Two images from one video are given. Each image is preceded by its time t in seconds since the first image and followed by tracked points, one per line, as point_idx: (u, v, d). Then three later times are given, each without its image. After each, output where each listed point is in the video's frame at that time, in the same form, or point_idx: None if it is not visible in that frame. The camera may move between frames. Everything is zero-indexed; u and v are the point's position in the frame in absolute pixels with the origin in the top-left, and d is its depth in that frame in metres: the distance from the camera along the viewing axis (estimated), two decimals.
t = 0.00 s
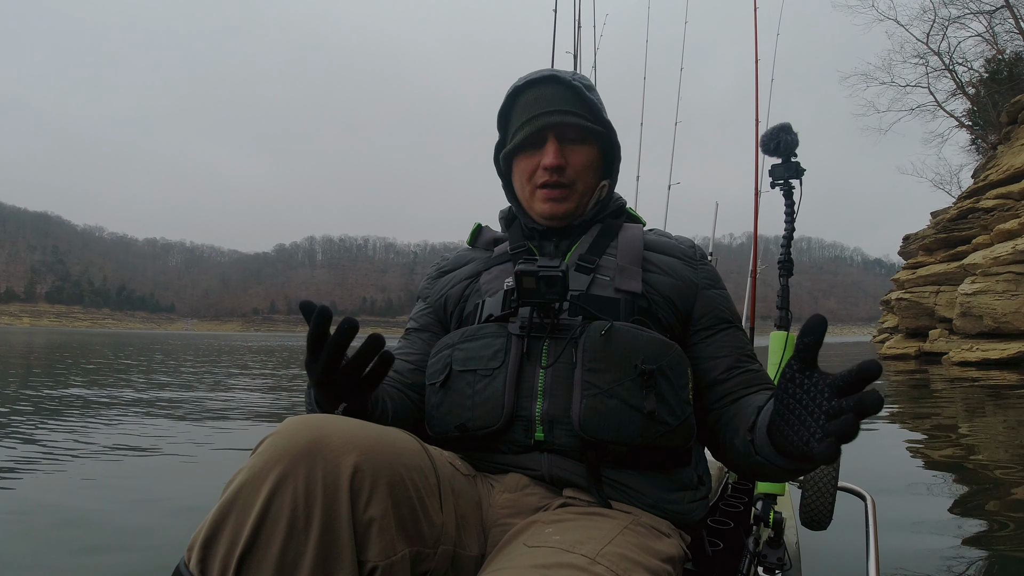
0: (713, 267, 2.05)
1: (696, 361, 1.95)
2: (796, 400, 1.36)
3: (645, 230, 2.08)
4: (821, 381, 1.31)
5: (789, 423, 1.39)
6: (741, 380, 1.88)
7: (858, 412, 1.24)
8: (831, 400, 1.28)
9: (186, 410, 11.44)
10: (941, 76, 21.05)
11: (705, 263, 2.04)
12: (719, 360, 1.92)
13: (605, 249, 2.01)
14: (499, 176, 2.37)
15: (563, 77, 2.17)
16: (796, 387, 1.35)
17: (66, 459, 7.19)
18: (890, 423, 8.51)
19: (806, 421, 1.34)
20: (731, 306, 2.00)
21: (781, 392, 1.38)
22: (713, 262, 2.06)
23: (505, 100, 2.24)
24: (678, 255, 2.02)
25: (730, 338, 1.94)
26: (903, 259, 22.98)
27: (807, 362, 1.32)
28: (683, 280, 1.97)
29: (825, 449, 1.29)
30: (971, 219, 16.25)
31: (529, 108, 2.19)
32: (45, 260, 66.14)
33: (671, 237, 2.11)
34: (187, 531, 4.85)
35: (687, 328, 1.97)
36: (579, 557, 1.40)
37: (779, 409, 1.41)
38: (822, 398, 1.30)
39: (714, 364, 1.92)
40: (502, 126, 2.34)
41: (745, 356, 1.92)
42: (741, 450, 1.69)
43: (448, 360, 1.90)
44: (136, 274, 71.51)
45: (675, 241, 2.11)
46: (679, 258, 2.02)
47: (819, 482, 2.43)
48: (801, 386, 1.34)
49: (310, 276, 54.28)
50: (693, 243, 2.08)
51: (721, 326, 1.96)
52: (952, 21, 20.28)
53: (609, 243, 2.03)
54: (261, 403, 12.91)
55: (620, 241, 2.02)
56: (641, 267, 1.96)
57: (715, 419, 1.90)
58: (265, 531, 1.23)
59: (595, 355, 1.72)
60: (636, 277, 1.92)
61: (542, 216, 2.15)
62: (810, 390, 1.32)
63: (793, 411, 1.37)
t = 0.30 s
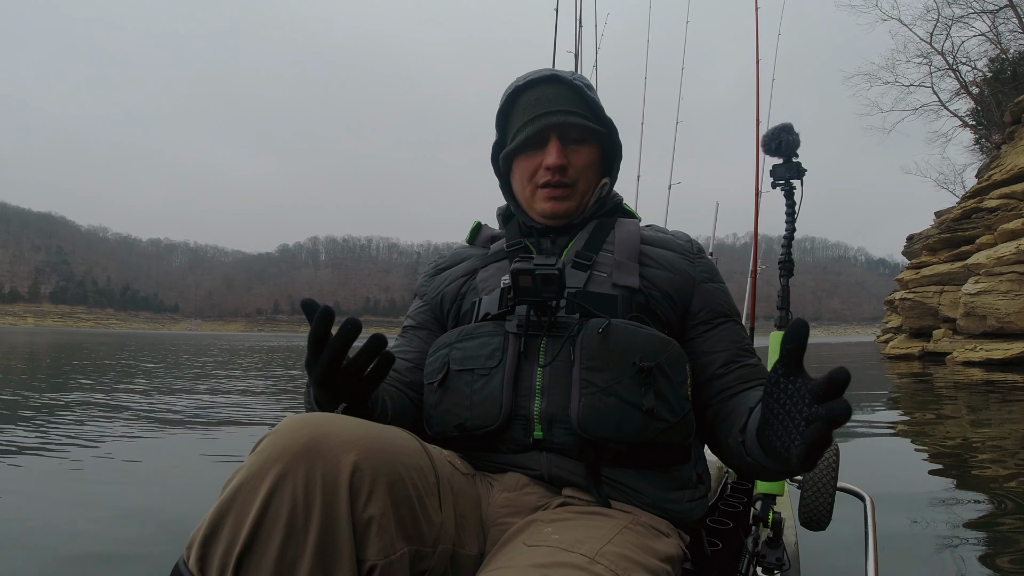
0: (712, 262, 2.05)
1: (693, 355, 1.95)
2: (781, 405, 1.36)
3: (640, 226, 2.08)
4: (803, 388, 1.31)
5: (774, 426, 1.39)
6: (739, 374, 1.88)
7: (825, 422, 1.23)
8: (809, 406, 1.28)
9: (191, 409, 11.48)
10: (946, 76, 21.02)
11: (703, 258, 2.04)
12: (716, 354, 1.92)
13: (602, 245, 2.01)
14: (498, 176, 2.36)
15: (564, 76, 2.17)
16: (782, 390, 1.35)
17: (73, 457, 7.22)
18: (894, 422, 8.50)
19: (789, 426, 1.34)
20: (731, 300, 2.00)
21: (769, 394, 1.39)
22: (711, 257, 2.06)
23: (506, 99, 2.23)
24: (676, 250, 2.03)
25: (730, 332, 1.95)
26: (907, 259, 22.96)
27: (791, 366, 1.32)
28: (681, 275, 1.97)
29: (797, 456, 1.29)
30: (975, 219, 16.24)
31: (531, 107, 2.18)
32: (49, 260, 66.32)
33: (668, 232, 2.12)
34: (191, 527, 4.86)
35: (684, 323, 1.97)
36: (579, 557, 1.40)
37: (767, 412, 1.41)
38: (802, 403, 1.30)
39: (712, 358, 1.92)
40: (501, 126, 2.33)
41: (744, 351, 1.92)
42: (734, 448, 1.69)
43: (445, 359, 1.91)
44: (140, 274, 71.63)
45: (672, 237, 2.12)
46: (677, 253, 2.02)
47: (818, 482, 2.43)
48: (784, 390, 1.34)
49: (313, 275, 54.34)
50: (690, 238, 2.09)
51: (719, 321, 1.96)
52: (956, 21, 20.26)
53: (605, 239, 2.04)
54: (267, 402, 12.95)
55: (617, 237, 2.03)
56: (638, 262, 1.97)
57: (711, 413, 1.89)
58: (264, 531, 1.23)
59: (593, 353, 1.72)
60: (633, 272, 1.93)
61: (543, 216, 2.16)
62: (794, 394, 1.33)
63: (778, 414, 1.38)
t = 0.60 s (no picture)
0: (713, 264, 2.05)
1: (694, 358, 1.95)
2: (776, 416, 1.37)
3: (641, 227, 2.08)
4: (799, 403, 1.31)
5: (769, 437, 1.39)
6: (740, 377, 1.88)
7: (810, 438, 1.24)
8: (802, 418, 1.28)
9: (196, 409, 11.51)
10: (949, 76, 20.97)
11: (704, 260, 2.04)
12: (717, 357, 1.92)
13: (603, 247, 2.01)
14: (499, 175, 2.37)
15: (565, 76, 2.19)
16: (778, 401, 1.36)
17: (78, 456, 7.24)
18: (898, 422, 8.49)
19: (782, 437, 1.34)
20: (732, 303, 2.00)
21: (764, 403, 1.40)
22: (713, 258, 2.06)
23: (508, 98, 2.25)
24: (676, 251, 2.03)
25: (732, 334, 1.95)
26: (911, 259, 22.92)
27: (787, 376, 1.33)
28: (683, 278, 1.97)
29: (783, 467, 1.30)
30: (979, 219, 16.21)
31: (532, 105, 2.19)
32: (54, 261, 66.52)
33: (669, 234, 2.12)
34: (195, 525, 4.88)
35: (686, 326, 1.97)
36: (580, 557, 1.41)
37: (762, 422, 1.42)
38: (796, 415, 1.30)
39: (713, 361, 1.92)
40: (503, 125, 2.34)
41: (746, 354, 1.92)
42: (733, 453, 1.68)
43: (447, 361, 1.91)
44: (145, 274, 71.77)
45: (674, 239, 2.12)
46: (677, 255, 2.03)
47: (819, 483, 2.43)
48: (781, 401, 1.35)
49: (316, 276, 54.40)
50: (691, 240, 2.09)
51: (721, 323, 1.96)
52: (959, 20, 20.20)
53: (606, 240, 2.04)
54: (272, 402, 12.98)
55: (618, 238, 2.03)
56: (640, 264, 1.97)
57: (712, 416, 1.90)
58: (265, 532, 1.23)
59: (594, 355, 1.72)
60: (634, 274, 1.93)
61: (543, 214, 2.15)
62: (789, 405, 1.33)
63: (772, 425, 1.38)
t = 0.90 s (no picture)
0: (712, 264, 2.05)
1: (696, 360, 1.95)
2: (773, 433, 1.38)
3: (639, 228, 2.08)
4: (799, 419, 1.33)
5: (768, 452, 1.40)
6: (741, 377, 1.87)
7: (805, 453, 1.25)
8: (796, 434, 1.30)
9: (200, 409, 11.53)
10: (952, 75, 20.95)
11: (703, 260, 2.04)
12: (717, 357, 1.92)
13: (602, 247, 2.01)
14: (498, 174, 2.37)
15: (565, 75, 2.19)
16: (773, 418, 1.38)
17: (83, 455, 7.26)
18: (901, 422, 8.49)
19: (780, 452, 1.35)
20: (732, 302, 2.00)
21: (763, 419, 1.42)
22: (712, 258, 2.06)
23: (507, 97, 2.25)
24: (675, 251, 2.04)
25: (734, 334, 1.95)
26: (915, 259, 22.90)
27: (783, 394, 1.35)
28: (682, 277, 1.97)
29: (781, 481, 1.31)
30: (982, 219, 16.20)
31: (531, 104, 2.19)
32: (58, 262, 66.70)
33: (667, 234, 2.12)
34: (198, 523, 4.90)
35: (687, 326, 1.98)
36: (580, 557, 1.41)
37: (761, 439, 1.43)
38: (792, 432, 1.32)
39: (713, 359, 1.92)
40: (502, 124, 2.34)
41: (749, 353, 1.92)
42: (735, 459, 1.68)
43: (447, 362, 1.91)
44: (148, 275, 71.89)
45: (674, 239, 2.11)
46: (676, 255, 2.03)
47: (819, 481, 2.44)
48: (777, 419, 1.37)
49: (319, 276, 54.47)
50: (690, 240, 2.09)
51: (722, 324, 1.96)
52: (962, 19, 20.18)
53: (604, 240, 2.04)
54: (276, 402, 13.00)
55: (616, 238, 2.03)
56: (640, 265, 1.97)
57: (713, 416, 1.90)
58: (264, 534, 1.23)
59: (594, 355, 1.72)
60: (633, 274, 1.93)
61: (541, 212, 2.15)
62: (785, 422, 1.35)
63: (771, 441, 1.39)
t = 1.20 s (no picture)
0: (705, 252, 2.08)
1: (694, 340, 1.96)
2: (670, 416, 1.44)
3: (640, 226, 2.08)
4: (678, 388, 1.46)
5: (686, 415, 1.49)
6: (730, 340, 1.84)
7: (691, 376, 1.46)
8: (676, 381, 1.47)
9: (205, 409, 11.54)
10: (957, 75, 20.94)
11: (696, 250, 2.07)
12: (710, 328, 1.91)
13: (601, 247, 2.01)
14: (507, 170, 2.36)
15: (586, 77, 2.20)
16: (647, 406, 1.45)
17: (88, 454, 7.27)
18: (906, 422, 8.48)
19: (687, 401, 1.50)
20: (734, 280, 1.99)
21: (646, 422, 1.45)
22: (705, 247, 2.09)
23: (524, 94, 2.24)
24: (670, 247, 2.07)
25: (724, 300, 1.92)
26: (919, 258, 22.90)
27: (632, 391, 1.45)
28: (673, 268, 2.00)
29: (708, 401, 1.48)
30: (987, 219, 16.20)
31: (550, 102, 2.19)
32: (63, 262, 66.85)
33: (668, 231, 2.14)
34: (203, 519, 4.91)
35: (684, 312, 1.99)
36: (579, 556, 1.41)
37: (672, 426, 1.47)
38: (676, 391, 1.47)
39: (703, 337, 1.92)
40: (516, 120, 2.32)
41: (740, 313, 1.87)
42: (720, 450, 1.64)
43: (445, 361, 1.91)
44: (152, 275, 71.96)
45: (665, 234, 2.14)
46: (671, 250, 2.06)
47: (818, 479, 2.44)
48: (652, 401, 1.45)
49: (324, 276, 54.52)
50: (685, 233, 2.12)
51: (711, 296, 1.95)
52: (966, 19, 20.17)
53: (604, 240, 2.04)
54: (281, 403, 13.00)
55: (616, 237, 2.03)
56: (638, 263, 1.98)
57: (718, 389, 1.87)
58: (263, 535, 1.24)
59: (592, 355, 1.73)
60: (632, 273, 1.93)
61: (553, 211, 2.16)
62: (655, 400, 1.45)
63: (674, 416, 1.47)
